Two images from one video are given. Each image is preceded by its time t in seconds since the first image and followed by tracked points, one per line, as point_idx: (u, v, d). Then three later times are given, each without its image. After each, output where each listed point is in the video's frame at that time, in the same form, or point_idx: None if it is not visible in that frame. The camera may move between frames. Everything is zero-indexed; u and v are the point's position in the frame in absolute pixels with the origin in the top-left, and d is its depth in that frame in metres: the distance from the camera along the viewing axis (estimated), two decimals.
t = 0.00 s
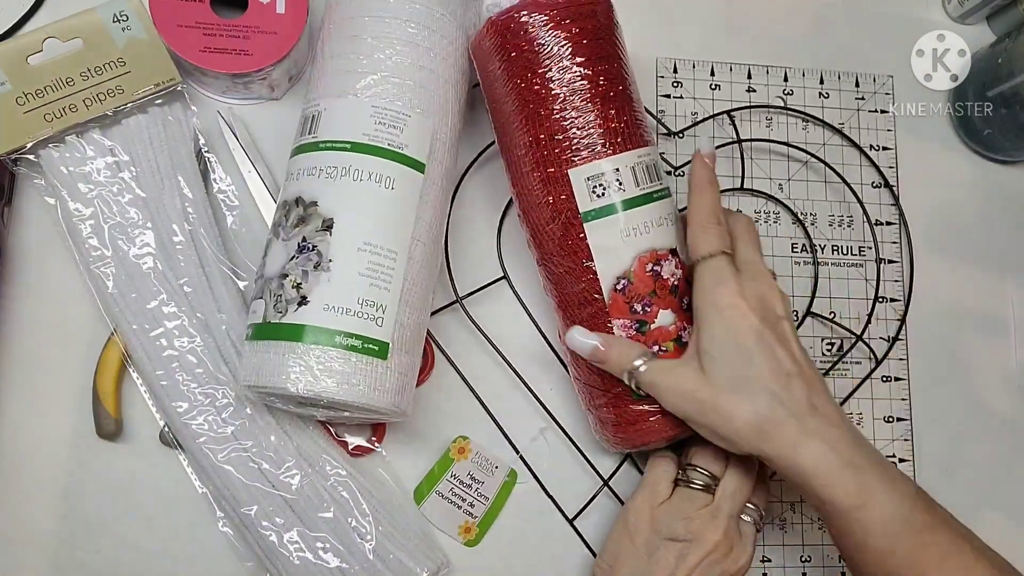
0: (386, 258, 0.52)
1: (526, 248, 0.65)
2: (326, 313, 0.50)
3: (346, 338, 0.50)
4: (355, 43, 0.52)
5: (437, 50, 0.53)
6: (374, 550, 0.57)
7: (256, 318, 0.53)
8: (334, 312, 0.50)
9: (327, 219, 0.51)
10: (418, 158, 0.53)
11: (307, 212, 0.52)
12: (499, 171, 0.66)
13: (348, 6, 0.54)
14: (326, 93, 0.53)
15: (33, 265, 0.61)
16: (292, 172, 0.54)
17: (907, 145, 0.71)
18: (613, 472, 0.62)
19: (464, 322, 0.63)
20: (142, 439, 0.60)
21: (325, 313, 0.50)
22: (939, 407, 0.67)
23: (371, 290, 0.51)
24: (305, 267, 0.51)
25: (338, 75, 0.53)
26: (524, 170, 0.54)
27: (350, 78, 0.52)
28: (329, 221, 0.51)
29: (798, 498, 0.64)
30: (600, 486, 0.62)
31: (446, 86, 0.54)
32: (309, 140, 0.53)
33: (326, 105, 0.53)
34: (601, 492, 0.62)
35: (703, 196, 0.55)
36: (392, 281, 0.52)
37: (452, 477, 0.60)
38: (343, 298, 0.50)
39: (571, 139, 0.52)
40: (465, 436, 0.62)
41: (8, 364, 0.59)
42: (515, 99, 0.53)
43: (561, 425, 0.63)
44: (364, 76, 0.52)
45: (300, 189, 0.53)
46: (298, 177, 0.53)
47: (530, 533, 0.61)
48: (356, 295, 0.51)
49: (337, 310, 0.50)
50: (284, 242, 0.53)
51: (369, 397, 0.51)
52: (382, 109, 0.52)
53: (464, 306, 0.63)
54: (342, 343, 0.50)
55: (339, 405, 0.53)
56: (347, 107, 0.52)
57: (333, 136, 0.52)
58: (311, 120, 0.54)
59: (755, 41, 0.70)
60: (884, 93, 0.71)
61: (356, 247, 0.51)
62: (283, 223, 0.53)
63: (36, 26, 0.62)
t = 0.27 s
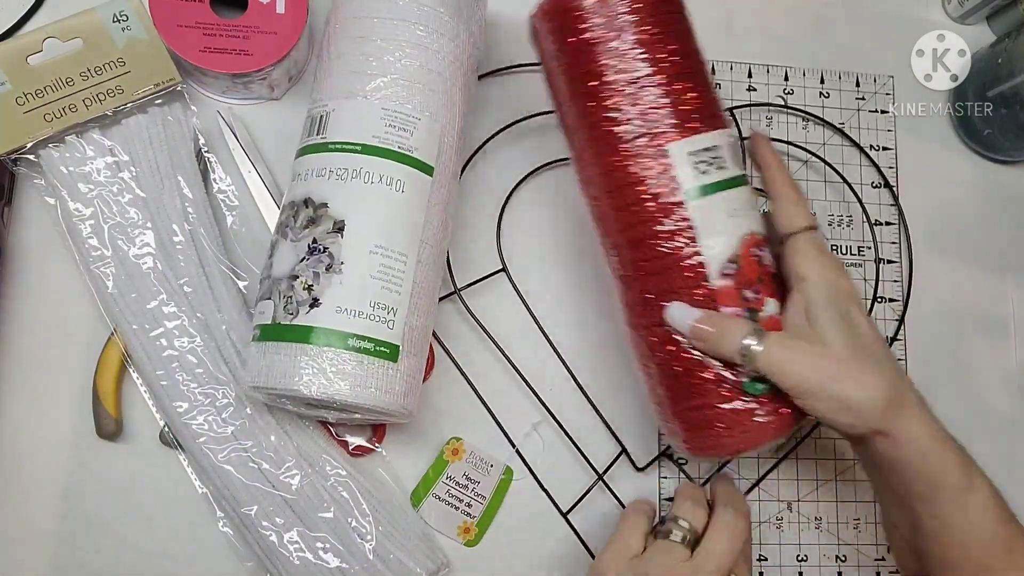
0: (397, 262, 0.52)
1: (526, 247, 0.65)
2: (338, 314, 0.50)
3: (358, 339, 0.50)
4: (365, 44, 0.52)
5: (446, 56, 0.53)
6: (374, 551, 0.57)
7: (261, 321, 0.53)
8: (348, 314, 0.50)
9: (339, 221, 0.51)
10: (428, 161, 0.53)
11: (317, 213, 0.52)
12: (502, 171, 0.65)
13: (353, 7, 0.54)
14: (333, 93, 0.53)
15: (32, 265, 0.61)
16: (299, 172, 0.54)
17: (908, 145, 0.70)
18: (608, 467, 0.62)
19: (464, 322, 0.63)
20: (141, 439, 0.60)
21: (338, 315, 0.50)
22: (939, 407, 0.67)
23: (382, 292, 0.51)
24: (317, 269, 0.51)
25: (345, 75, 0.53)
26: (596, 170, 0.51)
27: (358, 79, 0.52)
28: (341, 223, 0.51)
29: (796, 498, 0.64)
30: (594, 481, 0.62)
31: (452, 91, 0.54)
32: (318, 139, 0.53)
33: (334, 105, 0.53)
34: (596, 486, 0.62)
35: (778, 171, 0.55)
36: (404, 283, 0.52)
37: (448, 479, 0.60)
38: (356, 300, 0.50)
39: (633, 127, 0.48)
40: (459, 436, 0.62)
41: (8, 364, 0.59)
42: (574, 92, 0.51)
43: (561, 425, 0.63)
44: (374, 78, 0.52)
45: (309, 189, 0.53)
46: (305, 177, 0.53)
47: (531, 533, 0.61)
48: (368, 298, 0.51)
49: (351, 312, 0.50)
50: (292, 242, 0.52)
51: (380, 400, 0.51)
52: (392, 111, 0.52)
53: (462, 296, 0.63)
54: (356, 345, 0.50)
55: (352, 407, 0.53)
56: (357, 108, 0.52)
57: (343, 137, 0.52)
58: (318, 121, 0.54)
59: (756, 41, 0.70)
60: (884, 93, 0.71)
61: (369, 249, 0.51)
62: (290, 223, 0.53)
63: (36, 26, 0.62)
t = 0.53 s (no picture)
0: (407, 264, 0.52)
1: (527, 247, 0.65)
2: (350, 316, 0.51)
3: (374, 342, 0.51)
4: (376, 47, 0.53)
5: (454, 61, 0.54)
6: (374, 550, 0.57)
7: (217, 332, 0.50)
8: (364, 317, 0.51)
9: (353, 224, 0.51)
10: (440, 166, 0.53)
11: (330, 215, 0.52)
12: (501, 170, 0.65)
13: (359, 10, 0.54)
14: (344, 94, 0.53)
15: (33, 265, 0.61)
16: (310, 171, 0.54)
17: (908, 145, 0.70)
18: (607, 467, 0.62)
19: (464, 321, 0.63)
20: (141, 439, 0.60)
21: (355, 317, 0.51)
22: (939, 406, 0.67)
23: (393, 295, 0.52)
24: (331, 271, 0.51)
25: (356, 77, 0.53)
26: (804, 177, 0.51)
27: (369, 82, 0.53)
28: (355, 226, 0.51)
29: (796, 498, 0.64)
30: (594, 481, 0.62)
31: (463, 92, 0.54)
32: (332, 141, 0.53)
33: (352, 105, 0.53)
34: (596, 486, 0.62)
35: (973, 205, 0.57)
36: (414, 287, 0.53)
37: (448, 478, 0.60)
38: (371, 303, 0.51)
39: (867, 145, 0.48)
40: (459, 436, 0.62)
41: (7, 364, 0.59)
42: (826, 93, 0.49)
43: (561, 426, 0.62)
44: (385, 80, 0.52)
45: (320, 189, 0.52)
46: (315, 178, 0.53)
47: (531, 534, 0.61)
48: (381, 301, 0.51)
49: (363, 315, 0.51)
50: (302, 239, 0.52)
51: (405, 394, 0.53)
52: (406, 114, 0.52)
53: (463, 297, 0.63)
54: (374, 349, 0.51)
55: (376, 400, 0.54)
56: (369, 110, 0.52)
57: (356, 140, 0.52)
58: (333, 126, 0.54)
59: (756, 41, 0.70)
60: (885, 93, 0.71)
61: (382, 253, 0.51)
62: (301, 223, 0.52)
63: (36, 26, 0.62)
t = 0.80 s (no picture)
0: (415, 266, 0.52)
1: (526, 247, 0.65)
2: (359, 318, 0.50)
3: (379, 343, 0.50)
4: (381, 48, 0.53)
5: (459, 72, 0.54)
6: (374, 551, 0.57)
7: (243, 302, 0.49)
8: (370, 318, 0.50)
9: (359, 225, 0.51)
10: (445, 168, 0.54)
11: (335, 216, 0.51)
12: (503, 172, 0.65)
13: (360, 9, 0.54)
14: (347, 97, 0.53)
15: (33, 265, 0.61)
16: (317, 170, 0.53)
17: (908, 146, 0.71)
18: (607, 468, 0.62)
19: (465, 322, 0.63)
20: (141, 440, 0.59)
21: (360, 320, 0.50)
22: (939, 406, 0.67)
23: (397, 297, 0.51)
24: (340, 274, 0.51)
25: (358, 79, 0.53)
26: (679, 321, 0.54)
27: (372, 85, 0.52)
28: (362, 228, 0.51)
29: (796, 498, 0.64)
30: (594, 481, 0.62)
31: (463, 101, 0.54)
32: (337, 142, 0.52)
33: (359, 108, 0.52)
34: (596, 486, 0.62)
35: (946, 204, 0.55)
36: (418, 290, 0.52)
37: (447, 479, 0.60)
38: (378, 305, 0.51)
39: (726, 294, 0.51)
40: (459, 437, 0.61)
41: (7, 365, 0.59)
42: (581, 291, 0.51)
43: (562, 426, 0.62)
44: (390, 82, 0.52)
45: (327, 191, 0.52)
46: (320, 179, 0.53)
47: (531, 534, 0.61)
48: (391, 304, 0.51)
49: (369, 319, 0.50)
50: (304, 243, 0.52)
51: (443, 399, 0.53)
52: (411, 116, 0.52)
53: (463, 298, 0.63)
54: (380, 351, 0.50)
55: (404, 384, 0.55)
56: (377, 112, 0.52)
57: (362, 141, 0.52)
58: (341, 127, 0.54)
59: (756, 41, 0.70)
60: (885, 93, 0.71)
61: (388, 255, 0.51)
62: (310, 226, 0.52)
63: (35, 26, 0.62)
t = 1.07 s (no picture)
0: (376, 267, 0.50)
1: (527, 248, 0.65)
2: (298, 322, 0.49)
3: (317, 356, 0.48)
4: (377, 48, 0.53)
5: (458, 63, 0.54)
6: (374, 551, 0.57)
7: (253, 282, 0.48)
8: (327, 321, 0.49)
9: (313, 232, 0.50)
10: (414, 173, 0.52)
11: (293, 225, 0.51)
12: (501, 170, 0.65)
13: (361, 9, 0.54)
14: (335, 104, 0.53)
15: (33, 265, 0.61)
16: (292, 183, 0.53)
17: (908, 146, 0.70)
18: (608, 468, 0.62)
19: (465, 322, 0.63)
20: (141, 440, 0.59)
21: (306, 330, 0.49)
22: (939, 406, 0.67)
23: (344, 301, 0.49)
24: (288, 280, 0.50)
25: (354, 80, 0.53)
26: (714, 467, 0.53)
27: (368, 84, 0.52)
28: (315, 234, 0.50)
29: (796, 498, 0.64)
30: (594, 481, 0.62)
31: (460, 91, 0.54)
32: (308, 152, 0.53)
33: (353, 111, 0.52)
34: (596, 485, 0.62)
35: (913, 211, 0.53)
36: (371, 291, 0.50)
37: (447, 479, 0.60)
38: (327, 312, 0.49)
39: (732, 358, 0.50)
40: (459, 436, 0.61)
41: (7, 365, 0.59)
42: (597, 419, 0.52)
43: (561, 427, 0.62)
44: (372, 84, 0.52)
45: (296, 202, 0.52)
46: (295, 186, 0.53)
47: (531, 535, 0.61)
48: (337, 310, 0.49)
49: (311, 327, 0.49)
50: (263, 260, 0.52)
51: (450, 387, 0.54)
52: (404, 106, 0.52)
53: (463, 298, 0.63)
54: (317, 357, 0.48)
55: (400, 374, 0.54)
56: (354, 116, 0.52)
57: (328, 148, 0.51)
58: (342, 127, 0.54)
59: (756, 41, 0.70)
60: (885, 93, 0.71)
61: (339, 260, 0.50)
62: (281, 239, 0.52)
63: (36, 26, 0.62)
